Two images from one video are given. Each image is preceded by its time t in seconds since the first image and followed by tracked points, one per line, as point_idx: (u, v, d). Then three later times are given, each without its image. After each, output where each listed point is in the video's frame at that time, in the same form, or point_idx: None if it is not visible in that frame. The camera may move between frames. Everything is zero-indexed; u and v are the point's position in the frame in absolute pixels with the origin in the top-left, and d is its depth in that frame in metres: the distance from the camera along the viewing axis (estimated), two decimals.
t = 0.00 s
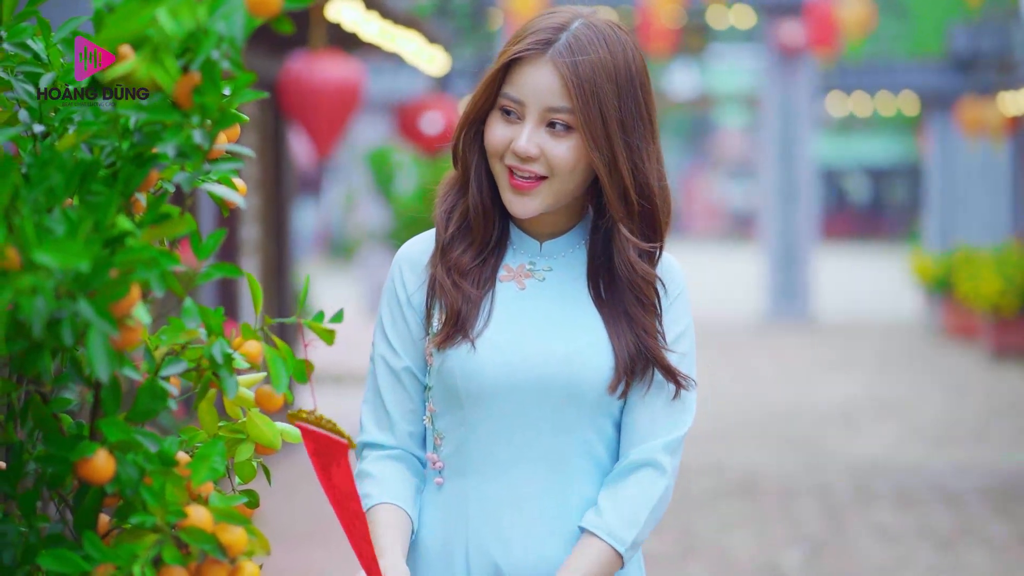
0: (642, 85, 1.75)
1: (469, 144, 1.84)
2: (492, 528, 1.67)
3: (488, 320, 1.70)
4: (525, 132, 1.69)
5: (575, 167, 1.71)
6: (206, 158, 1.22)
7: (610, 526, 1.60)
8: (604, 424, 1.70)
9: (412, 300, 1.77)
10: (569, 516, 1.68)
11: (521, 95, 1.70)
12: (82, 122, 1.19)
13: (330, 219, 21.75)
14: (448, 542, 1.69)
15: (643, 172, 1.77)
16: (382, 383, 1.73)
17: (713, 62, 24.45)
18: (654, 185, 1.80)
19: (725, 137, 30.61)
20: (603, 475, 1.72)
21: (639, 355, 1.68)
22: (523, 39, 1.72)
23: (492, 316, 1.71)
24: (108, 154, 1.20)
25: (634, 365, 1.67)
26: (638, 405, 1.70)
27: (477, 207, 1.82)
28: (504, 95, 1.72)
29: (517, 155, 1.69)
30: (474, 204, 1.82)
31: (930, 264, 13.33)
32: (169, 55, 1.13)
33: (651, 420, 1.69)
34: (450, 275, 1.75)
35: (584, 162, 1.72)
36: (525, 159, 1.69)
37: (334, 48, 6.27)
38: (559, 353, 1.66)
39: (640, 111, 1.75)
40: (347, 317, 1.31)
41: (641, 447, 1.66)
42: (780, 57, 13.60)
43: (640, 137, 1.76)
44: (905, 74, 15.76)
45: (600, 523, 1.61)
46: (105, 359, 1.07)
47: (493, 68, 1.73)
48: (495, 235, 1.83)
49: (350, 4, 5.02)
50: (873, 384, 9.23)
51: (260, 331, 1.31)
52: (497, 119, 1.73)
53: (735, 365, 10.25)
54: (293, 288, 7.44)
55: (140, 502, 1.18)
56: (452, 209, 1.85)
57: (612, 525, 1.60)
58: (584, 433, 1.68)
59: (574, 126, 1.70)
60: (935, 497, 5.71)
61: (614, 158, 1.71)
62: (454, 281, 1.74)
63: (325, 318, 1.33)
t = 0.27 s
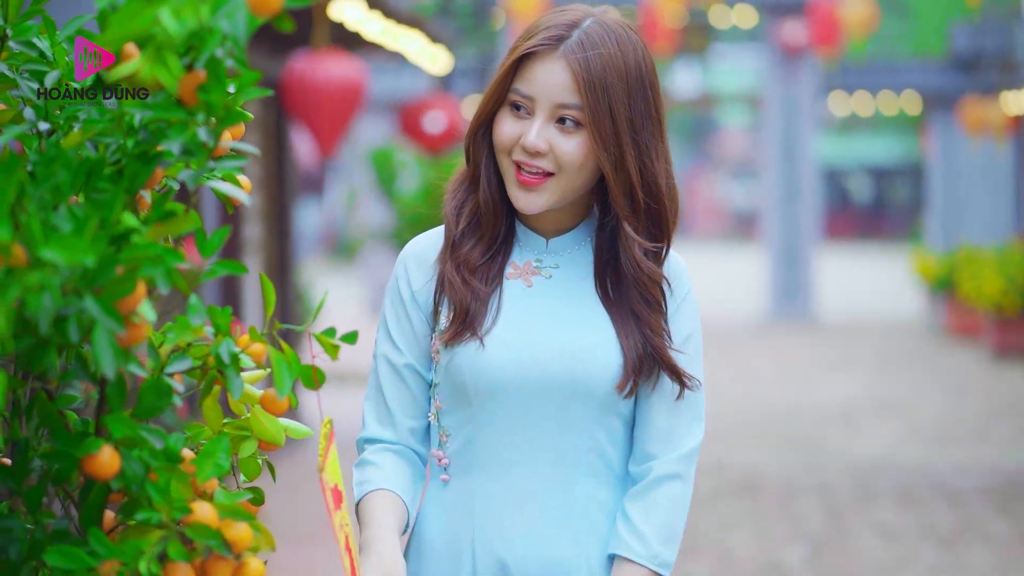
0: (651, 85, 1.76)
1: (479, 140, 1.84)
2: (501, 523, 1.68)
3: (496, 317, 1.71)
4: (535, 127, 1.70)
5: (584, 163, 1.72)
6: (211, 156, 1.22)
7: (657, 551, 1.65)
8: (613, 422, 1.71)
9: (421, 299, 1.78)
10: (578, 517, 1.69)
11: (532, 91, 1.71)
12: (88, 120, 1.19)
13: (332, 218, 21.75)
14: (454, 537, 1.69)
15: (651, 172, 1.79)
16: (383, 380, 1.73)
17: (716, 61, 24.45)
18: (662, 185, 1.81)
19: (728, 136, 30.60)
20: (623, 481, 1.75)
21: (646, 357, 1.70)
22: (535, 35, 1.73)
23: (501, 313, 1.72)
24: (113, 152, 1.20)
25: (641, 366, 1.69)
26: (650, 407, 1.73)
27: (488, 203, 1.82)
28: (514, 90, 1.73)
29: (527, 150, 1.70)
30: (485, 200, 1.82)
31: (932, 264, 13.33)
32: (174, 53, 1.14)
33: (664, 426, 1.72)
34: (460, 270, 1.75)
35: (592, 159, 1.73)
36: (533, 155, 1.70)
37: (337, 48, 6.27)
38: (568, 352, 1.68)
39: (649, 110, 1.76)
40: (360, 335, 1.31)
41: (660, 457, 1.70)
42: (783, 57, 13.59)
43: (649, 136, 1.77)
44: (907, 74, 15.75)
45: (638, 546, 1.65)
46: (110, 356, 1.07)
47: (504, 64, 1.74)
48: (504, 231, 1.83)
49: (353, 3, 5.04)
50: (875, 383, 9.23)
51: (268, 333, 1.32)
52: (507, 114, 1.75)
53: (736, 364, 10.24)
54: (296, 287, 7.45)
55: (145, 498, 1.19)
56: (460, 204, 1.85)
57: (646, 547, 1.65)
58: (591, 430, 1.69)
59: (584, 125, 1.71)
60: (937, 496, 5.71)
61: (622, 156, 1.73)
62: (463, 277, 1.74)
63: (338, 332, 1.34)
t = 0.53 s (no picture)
0: (659, 82, 1.77)
1: (486, 136, 1.84)
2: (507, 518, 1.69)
3: (505, 314, 1.71)
4: (541, 122, 1.71)
5: (590, 160, 1.73)
6: (215, 153, 1.23)
7: (687, 561, 1.70)
8: (622, 421, 1.73)
9: (428, 296, 1.78)
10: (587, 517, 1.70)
11: (539, 86, 1.71)
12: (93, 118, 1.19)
13: (334, 218, 21.75)
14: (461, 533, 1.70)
15: (657, 169, 1.79)
16: (375, 376, 1.72)
17: (717, 61, 24.44)
18: (669, 182, 1.82)
19: (729, 136, 30.60)
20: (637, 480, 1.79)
21: (653, 356, 1.71)
22: (543, 31, 1.74)
23: (509, 309, 1.72)
24: (118, 150, 1.20)
25: (647, 366, 1.70)
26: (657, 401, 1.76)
27: (495, 199, 1.82)
28: (521, 85, 1.74)
29: (532, 145, 1.71)
30: (492, 195, 1.82)
31: (934, 263, 13.33)
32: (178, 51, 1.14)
33: (677, 428, 1.75)
34: (469, 267, 1.76)
35: (598, 155, 1.74)
36: (539, 150, 1.71)
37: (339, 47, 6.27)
38: (577, 348, 1.69)
39: (656, 108, 1.77)
40: (365, 332, 1.32)
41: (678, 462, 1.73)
42: (785, 57, 13.59)
43: (656, 133, 1.78)
44: (909, 74, 15.76)
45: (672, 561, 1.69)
46: (116, 353, 1.07)
47: (512, 59, 1.75)
48: (512, 229, 1.84)
49: (357, 2, 5.04)
50: (876, 382, 9.23)
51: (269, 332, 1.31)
52: (514, 109, 1.75)
53: (738, 364, 10.25)
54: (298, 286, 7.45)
55: (151, 495, 1.19)
56: (469, 200, 1.86)
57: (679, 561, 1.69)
58: (597, 428, 1.70)
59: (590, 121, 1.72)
60: (938, 494, 5.72)
61: (628, 153, 1.74)
62: (472, 273, 1.74)
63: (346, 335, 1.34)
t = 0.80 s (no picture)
0: (667, 82, 1.77)
1: (494, 131, 1.84)
2: (514, 514, 1.69)
3: (514, 310, 1.72)
4: (548, 119, 1.71)
5: (596, 157, 1.74)
6: (221, 150, 1.23)
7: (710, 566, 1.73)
8: (629, 419, 1.74)
9: (434, 290, 1.77)
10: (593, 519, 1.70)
11: (546, 83, 1.72)
12: (98, 116, 1.19)
13: (336, 218, 21.74)
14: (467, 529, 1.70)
15: (664, 168, 1.80)
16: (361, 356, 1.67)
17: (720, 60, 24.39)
18: (676, 179, 1.82)
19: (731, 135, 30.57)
20: (648, 474, 1.82)
21: (660, 356, 1.72)
22: (551, 28, 1.74)
23: (518, 306, 1.74)
24: (123, 147, 1.20)
25: (655, 365, 1.71)
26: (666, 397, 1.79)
27: (502, 193, 1.82)
28: (528, 82, 1.74)
29: (539, 141, 1.72)
30: (500, 190, 1.82)
31: (936, 263, 13.33)
32: (183, 49, 1.14)
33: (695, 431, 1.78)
34: (477, 262, 1.76)
35: (604, 153, 1.75)
36: (545, 146, 1.72)
37: (342, 46, 6.28)
38: (586, 344, 1.70)
39: (664, 107, 1.77)
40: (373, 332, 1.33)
41: (688, 460, 1.76)
42: (788, 57, 13.59)
43: (663, 132, 1.78)
44: (912, 73, 15.76)
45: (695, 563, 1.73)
46: (122, 349, 1.08)
47: (519, 56, 1.75)
48: (519, 226, 1.84)
49: (360, 1, 5.04)
50: (878, 382, 9.22)
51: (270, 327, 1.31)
52: (521, 105, 1.76)
53: (740, 363, 10.25)
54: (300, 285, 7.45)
55: (156, 491, 1.20)
56: (477, 197, 1.87)
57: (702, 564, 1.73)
58: (604, 427, 1.71)
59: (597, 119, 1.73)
60: (940, 493, 5.72)
61: (635, 151, 1.74)
62: (481, 269, 1.75)
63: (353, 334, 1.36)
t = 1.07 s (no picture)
0: (675, 81, 1.80)
1: (502, 127, 1.85)
2: (521, 510, 1.69)
3: (523, 306, 1.72)
4: (556, 116, 1.73)
5: (604, 153, 1.75)
6: (226, 148, 1.24)
7: (721, 563, 1.80)
8: (636, 417, 1.76)
9: (439, 284, 1.78)
10: (603, 518, 1.71)
11: (555, 80, 1.74)
12: (103, 114, 1.19)
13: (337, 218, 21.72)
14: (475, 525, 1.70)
15: (672, 166, 1.82)
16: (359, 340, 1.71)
17: (722, 60, 24.36)
18: (684, 178, 1.84)
19: (733, 135, 30.54)
20: (658, 471, 1.89)
21: (667, 355, 1.74)
22: (561, 25, 1.77)
23: (526, 302, 1.74)
24: (129, 145, 1.20)
25: (662, 363, 1.73)
26: (675, 396, 1.84)
27: (510, 189, 1.83)
28: (538, 79, 1.76)
29: (547, 138, 1.73)
30: (508, 186, 1.83)
31: (939, 262, 13.32)
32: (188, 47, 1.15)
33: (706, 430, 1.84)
34: (485, 259, 1.76)
35: (612, 150, 1.76)
36: (553, 143, 1.73)
37: (344, 46, 6.28)
38: (595, 339, 1.71)
39: (672, 106, 1.80)
40: (373, 319, 1.32)
41: (700, 461, 1.83)
42: (790, 57, 13.58)
43: (672, 131, 1.81)
44: (914, 73, 15.76)
45: (708, 562, 1.80)
46: (128, 345, 1.09)
47: (529, 54, 1.77)
48: (527, 223, 1.84)
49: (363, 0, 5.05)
50: (880, 382, 9.21)
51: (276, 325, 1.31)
52: (530, 102, 1.77)
53: (741, 362, 10.24)
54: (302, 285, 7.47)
55: (161, 488, 1.20)
56: (485, 192, 1.87)
57: (713, 563, 1.80)
58: (613, 426, 1.73)
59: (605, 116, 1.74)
60: (943, 491, 5.73)
61: (643, 148, 1.76)
62: (489, 264, 1.75)
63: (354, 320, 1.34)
